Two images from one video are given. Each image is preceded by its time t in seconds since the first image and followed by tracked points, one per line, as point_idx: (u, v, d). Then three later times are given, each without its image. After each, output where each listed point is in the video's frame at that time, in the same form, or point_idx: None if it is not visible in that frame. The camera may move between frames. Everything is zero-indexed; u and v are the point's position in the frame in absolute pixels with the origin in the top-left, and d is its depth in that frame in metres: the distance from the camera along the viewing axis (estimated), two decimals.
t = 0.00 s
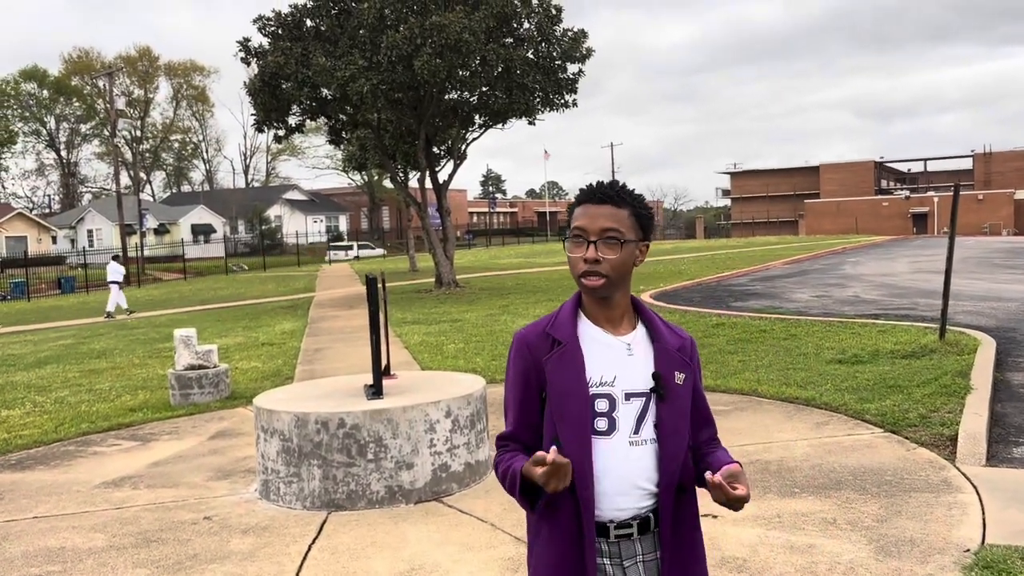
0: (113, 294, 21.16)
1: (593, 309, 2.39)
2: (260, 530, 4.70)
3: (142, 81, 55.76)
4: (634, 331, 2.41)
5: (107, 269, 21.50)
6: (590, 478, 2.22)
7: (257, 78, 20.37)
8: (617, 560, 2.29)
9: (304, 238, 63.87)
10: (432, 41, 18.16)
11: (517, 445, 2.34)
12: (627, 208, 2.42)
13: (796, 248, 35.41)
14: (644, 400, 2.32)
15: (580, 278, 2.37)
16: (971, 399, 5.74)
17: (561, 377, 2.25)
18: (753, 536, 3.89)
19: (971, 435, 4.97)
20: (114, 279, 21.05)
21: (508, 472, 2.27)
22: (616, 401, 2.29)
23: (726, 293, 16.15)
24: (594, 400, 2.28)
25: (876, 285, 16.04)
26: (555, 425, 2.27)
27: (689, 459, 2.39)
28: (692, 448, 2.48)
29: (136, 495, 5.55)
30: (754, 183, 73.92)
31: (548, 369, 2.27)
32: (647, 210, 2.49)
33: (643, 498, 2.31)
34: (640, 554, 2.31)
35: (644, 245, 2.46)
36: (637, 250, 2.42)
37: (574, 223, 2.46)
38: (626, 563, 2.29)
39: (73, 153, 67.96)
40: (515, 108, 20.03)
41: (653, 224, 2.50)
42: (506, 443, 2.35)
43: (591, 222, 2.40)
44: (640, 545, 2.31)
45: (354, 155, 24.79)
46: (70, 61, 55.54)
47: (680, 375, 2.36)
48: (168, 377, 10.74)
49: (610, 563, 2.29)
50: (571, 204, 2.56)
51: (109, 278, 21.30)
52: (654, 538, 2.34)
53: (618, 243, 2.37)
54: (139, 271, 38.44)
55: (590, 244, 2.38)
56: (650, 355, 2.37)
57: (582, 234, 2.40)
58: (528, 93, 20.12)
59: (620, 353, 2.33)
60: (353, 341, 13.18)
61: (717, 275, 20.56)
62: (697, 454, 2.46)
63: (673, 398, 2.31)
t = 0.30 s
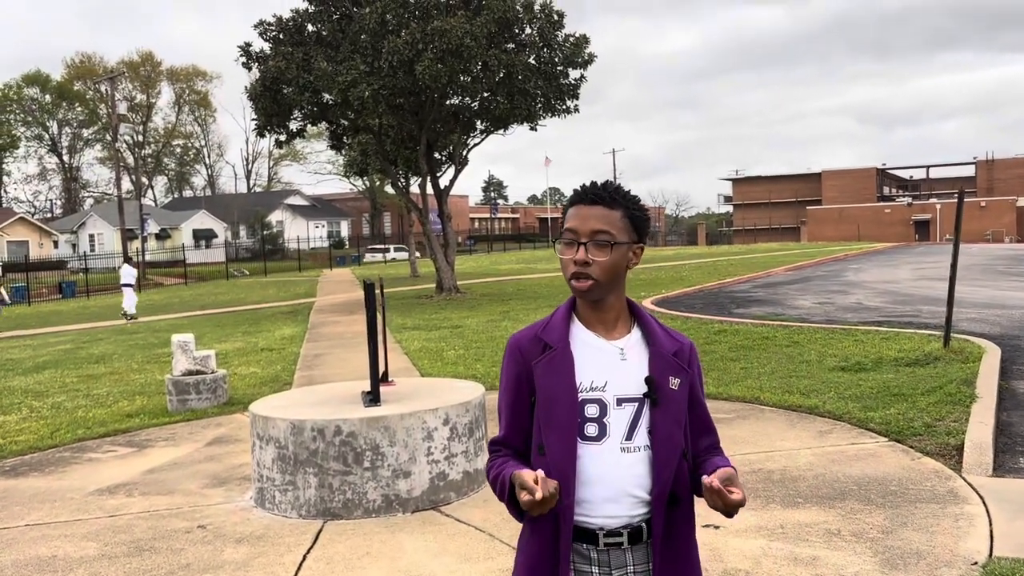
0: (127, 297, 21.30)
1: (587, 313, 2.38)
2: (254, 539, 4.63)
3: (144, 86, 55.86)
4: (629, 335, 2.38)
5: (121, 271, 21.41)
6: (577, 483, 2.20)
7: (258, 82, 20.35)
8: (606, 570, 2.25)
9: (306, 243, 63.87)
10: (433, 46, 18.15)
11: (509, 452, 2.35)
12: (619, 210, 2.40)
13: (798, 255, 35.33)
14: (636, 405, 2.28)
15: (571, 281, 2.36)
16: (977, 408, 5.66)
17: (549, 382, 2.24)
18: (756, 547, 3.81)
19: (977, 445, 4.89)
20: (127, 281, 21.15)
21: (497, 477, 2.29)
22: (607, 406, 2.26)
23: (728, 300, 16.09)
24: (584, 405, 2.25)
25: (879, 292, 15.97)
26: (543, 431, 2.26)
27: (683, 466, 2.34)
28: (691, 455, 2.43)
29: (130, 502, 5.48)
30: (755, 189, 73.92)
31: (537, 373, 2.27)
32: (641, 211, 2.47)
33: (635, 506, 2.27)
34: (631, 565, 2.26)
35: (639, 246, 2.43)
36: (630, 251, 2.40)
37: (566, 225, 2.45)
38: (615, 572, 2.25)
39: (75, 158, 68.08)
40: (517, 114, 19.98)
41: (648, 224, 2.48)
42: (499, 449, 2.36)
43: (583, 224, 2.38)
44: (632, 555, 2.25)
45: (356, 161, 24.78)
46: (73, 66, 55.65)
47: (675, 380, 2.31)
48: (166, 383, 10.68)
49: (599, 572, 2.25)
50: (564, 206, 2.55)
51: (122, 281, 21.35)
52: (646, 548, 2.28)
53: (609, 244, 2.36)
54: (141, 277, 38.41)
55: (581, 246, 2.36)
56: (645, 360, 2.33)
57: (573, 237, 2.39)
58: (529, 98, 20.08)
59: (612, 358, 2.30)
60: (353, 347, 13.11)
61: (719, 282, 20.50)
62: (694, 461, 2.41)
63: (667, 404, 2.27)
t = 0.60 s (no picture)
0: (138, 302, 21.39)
1: (586, 318, 2.36)
2: (253, 547, 4.58)
3: (146, 91, 55.97)
4: (628, 340, 2.35)
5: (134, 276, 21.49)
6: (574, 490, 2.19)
7: (259, 87, 20.35)
8: None
9: (307, 249, 63.85)
10: (434, 51, 18.15)
11: (509, 457, 2.35)
12: (618, 214, 2.37)
13: (798, 261, 35.30)
14: (635, 410, 2.25)
15: (569, 287, 2.34)
16: (982, 416, 5.61)
17: (545, 387, 2.24)
18: (761, 557, 3.76)
19: (983, 453, 4.84)
20: (139, 286, 21.26)
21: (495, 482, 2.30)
22: (604, 411, 2.24)
23: (729, 306, 16.05)
24: (579, 411, 2.24)
25: (881, 299, 15.91)
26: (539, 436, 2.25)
27: (683, 471, 2.30)
28: (693, 461, 2.40)
29: (128, 510, 5.44)
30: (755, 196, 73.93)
31: (533, 379, 2.26)
32: (641, 215, 2.44)
33: (634, 513, 2.24)
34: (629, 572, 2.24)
35: (639, 251, 2.40)
36: (630, 255, 2.38)
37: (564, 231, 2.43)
38: None
39: (76, 163, 68.12)
40: (518, 119, 19.97)
41: (648, 227, 2.45)
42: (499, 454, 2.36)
43: (581, 229, 2.36)
44: (631, 564, 2.23)
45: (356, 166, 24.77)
46: (75, 71, 55.79)
47: (674, 385, 2.28)
48: (165, 389, 10.64)
49: None
50: (565, 210, 2.52)
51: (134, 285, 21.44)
52: (645, 557, 2.25)
53: (607, 248, 2.33)
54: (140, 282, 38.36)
55: (579, 251, 2.34)
56: (643, 365, 2.30)
57: (571, 241, 2.37)
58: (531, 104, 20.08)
59: (609, 363, 2.28)
60: (353, 353, 13.07)
61: (720, 288, 20.47)
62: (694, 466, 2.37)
63: (665, 409, 2.24)
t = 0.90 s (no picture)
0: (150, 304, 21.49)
1: (587, 322, 2.33)
2: (254, 554, 4.54)
3: (145, 95, 55.98)
4: (628, 344, 2.32)
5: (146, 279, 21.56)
6: (572, 495, 2.18)
7: (259, 91, 20.33)
8: None
9: (305, 253, 63.83)
10: (434, 55, 18.13)
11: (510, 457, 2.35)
12: (618, 216, 2.34)
13: (797, 266, 35.28)
14: (632, 416, 2.23)
15: (573, 292, 2.31)
16: (987, 422, 5.58)
17: (542, 389, 2.24)
18: (768, 565, 3.72)
19: (989, 459, 4.81)
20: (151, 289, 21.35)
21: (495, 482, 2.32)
22: (600, 415, 2.22)
23: (729, 310, 16.02)
24: (576, 415, 2.23)
25: (882, 304, 15.88)
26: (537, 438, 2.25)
27: (682, 478, 2.27)
28: (694, 469, 2.37)
29: (127, 516, 5.39)
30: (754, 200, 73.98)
31: (532, 381, 2.26)
32: (642, 217, 2.41)
33: (631, 520, 2.22)
34: None
35: (639, 254, 2.38)
36: (630, 257, 2.35)
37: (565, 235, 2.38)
38: None
39: (75, 167, 68.07)
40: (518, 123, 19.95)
41: (648, 229, 2.43)
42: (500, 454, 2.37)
43: (583, 233, 2.33)
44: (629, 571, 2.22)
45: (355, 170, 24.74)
46: (74, 75, 55.81)
47: (672, 392, 2.24)
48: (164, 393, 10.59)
49: None
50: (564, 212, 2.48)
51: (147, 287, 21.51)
52: (642, 564, 2.23)
53: (608, 251, 2.30)
54: (139, 286, 38.27)
55: (580, 255, 2.31)
56: (642, 369, 2.27)
57: (572, 245, 2.34)
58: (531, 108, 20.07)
59: (607, 367, 2.26)
60: (353, 357, 13.02)
61: (720, 292, 20.45)
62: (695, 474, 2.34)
63: (662, 415, 2.21)
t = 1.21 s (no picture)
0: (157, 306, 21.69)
1: (590, 325, 2.30)
2: (256, 560, 4.50)
3: (140, 97, 55.85)
4: (627, 347, 2.28)
5: (152, 282, 21.85)
6: (562, 494, 2.18)
7: (256, 93, 20.29)
8: None
9: (302, 255, 63.69)
10: (432, 57, 18.11)
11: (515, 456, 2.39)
12: (627, 222, 2.35)
13: (795, 269, 35.29)
14: (625, 418, 2.19)
15: (601, 298, 2.25)
16: (992, 425, 5.56)
17: (539, 389, 2.26)
18: (776, 570, 3.70)
19: (996, 463, 4.79)
20: (157, 291, 21.54)
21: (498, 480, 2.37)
22: (594, 416, 2.20)
23: (728, 313, 15.99)
24: (569, 415, 2.22)
25: (881, 306, 15.88)
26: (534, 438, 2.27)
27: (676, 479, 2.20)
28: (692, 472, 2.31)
29: (127, 521, 5.34)
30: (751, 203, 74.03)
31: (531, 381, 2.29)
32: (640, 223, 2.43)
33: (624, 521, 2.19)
34: None
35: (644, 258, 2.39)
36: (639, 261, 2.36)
37: (575, 242, 2.34)
38: None
39: (70, 169, 67.86)
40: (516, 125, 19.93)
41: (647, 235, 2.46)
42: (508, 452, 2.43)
43: (597, 238, 2.30)
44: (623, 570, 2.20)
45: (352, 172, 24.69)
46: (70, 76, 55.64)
47: (666, 394, 2.18)
48: (162, 396, 10.52)
49: None
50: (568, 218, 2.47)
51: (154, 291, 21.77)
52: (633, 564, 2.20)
53: (630, 256, 2.30)
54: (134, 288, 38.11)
55: (605, 261, 2.27)
56: (637, 371, 2.24)
57: (591, 251, 2.29)
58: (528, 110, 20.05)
59: (604, 369, 2.24)
60: (351, 361, 12.96)
61: (718, 295, 20.44)
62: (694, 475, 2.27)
63: (654, 417, 2.16)
